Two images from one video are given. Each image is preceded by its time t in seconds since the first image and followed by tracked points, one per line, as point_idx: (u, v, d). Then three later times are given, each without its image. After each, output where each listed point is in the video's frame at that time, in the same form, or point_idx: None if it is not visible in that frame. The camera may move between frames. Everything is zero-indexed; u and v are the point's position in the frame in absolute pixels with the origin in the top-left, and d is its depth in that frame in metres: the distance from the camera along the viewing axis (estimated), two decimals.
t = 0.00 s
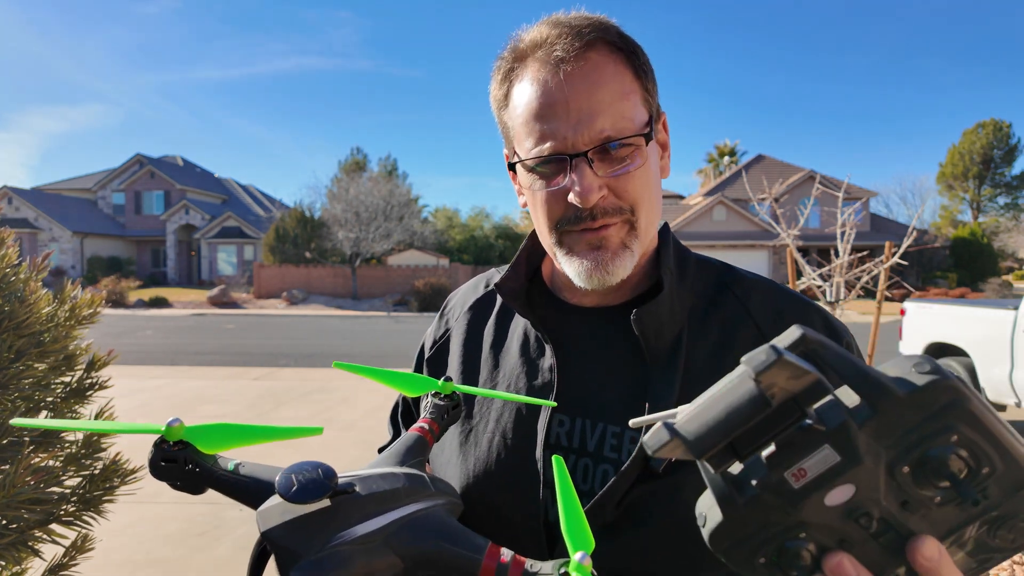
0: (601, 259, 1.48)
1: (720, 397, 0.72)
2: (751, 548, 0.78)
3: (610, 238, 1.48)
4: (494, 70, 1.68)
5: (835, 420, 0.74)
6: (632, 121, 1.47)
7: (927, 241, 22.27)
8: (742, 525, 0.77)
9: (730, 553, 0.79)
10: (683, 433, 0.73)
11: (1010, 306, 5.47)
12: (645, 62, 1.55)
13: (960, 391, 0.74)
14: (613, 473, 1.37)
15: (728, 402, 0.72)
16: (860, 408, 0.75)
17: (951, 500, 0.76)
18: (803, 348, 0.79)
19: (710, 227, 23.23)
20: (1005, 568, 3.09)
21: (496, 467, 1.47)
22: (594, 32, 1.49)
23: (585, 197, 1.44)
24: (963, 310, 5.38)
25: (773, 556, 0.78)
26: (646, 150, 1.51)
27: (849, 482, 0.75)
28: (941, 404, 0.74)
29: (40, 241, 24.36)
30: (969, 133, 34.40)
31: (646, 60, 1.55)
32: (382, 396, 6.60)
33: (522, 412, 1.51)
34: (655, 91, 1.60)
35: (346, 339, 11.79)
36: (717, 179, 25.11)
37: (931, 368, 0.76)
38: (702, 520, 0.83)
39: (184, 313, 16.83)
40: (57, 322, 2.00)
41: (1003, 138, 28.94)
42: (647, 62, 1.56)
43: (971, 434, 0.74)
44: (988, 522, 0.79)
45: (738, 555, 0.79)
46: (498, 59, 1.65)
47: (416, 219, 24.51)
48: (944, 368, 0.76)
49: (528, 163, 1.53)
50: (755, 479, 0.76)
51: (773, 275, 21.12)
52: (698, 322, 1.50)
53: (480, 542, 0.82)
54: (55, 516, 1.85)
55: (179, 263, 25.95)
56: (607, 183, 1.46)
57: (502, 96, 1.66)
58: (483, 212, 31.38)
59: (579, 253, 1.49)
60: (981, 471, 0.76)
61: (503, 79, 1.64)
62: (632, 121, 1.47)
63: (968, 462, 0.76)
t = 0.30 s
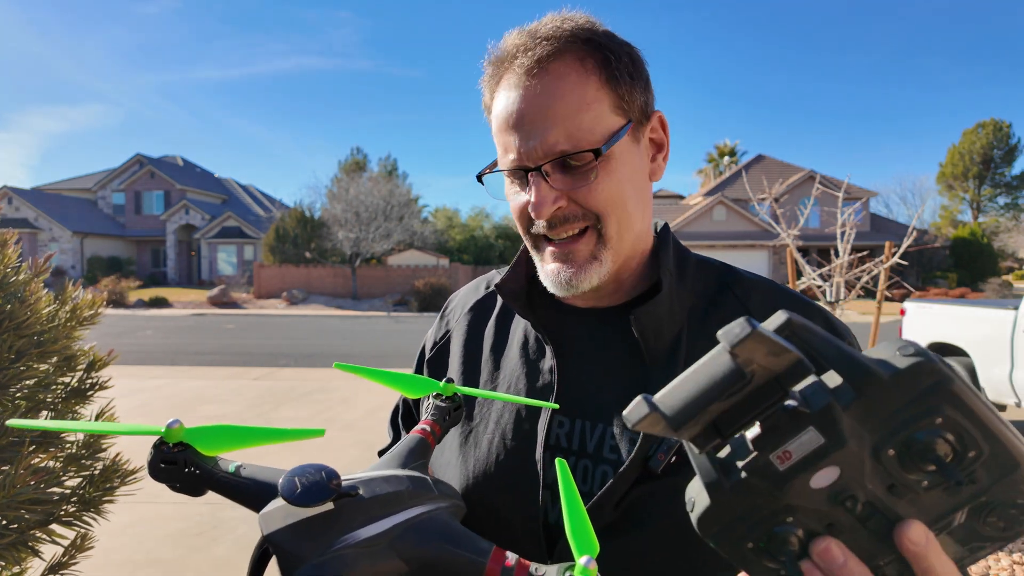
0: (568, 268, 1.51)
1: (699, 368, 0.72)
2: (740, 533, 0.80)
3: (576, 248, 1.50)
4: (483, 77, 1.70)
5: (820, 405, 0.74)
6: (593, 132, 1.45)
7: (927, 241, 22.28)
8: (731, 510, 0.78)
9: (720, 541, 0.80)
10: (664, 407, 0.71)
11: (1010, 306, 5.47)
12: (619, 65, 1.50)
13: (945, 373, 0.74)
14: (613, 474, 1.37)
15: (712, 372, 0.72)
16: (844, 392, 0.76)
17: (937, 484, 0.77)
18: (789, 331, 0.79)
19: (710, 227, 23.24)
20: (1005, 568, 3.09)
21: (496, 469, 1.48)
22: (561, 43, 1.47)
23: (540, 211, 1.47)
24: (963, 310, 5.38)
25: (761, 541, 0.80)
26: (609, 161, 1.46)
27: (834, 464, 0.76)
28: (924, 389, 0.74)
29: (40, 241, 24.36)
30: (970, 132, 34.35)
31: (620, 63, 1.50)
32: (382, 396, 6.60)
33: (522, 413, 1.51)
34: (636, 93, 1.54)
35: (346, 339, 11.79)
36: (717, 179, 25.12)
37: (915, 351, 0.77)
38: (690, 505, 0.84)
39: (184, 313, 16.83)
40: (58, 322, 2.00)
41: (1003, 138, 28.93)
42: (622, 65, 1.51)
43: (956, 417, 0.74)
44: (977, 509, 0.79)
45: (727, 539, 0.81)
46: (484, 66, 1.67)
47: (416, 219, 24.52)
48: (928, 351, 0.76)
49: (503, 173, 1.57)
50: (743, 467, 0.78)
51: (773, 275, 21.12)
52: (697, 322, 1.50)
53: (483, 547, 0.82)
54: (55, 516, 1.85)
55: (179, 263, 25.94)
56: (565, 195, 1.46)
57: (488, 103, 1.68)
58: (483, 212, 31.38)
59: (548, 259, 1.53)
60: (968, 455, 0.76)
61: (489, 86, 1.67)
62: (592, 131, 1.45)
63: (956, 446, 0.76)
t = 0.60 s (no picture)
0: (570, 255, 1.51)
1: (657, 277, 0.77)
2: (710, 453, 0.82)
3: (578, 237, 1.51)
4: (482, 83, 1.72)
5: (777, 327, 0.78)
6: (593, 126, 1.46)
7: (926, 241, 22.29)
8: (703, 429, 0.80)
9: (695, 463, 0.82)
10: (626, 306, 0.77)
11: (1010, 306, 5.47)
12: (614, 66, 1.53)
13: (883, 295, 0.78)
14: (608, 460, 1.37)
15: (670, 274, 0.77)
16: (799, 316, 0.79)
17: (887, 399, 0.80)
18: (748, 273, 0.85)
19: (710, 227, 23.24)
20: (1005, 568, 3.09)
21: (498, 458, 1.49)
22: (560, 43, 1.49)
23: (545, 200, 1.47)
24: (963, 310, 5.38)
25: (731, 460, 0.82)
26: (609, 152, 1.48)
27: (792, 380, 0.78)
28: (868, 310, 0.78)
29: (41, 241, 24.37)
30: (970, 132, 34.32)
31: (615, 65, 1.53)
32: (383, 396, 6.60)
33: (522, 405, 1.52)
34: (630, 94, 1.57)
35: (346, 339, 11.79)
36: (717, 179, 25.12)
37: (857, 279, 0.81)
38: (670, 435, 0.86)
39: (184, 313, 16.83)
40: (59, 323, 2.00)
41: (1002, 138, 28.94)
42: (617, 67, 1.53)
43: (898, 335, 0.78)
44: (930, 426, 0.82)
45: (699, 460, 0.82)
46: (484, 74, 1.68)
47: (416, 219, 24.51)
48: (868, 280, 0.80)
49: (505, 169, 1.57)
50: (712, 388, 0.80)
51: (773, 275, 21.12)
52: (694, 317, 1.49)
53: (495, 470, 0.90)
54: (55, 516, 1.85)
55: (179, 263, 25.93)
56: (568, 183, 1.46)
57: (488, 107, 1.70)
58: (483, 212, 31.39)
59: (550, 248, 1.54)
60: (913, 372, 0.79)
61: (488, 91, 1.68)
62: (593, 125, 1.46)
63: (902, 363, 0.79)
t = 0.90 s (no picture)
0: (586, 248, 1.51)
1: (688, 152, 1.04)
2: (729, 333, 0.98)
3: (595, 231, 1.51)
4: (492, 87, 1.72)
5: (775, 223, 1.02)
6: (610, 125, 1.48)
7: (927, 241, 22.28)
8: (723, 312, 0.98)
9: (715, 344, 0.98)
10: (664, 179, 1.01)
11: (1011, 306, 5.46)
12: (624, 74, 1.56)
13: (857, 198, 1.03)
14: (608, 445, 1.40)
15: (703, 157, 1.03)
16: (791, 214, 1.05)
17: (869, 281, 1.00)
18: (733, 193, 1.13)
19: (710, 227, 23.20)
20: (1005, 568, 3.09)
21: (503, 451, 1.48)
22: (577, 46, 1.51)
23: (566, 192, 1.47)
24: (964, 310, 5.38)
25: (747, 341, 0.98)
26: (624, 150, 1.50)
27: (792, 262, 0.98)
28: (847, 211, 1.03)
29: (40, 241, 24.35)
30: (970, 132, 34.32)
31: (625, 72, 1.57)
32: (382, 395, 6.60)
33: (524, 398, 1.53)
34: (637, 102, 1.61)
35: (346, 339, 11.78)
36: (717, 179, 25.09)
37: (834, 191, 1.06)
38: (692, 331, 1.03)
39: (184, 313, 16.82)
40: (58, 322, 2.00)
41: (1003, 138, 28.89)
42: (626, 75, 1.57)
43: (870, 228, 1.02)
44: (908, 306, 1.02)
45: (720, 341, 0.98)
46: (495, 79, 1.69)
47: (416, 219, 24.50)
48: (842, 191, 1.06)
49: (519, 166, 1.56)
50: (726, 279, 1.00)
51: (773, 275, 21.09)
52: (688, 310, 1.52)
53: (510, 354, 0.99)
54: (55, 516, 1.85)
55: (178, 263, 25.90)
56: (588, 177, 1.47)
57: (499, 111, 1.70)
58: (483, 212, 31.36)
59: (566, 243, 1.54)
60: (887, 258, 1.01)
61: (498, 97, 1.68)
62: (609, 124, 1.48)
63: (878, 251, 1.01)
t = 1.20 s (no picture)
0: (590, 248, 1.50)
1: (689, 151, 1.02)
2: (726, 322, 0.98)
3: (598, 230, 1.51)
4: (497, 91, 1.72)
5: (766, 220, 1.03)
6: (613, 129, 1.49)
7: (926, 241, 22.28)
8: (720, 302, 0.99)
9: (714, 334, 0.98)
10: (667, 178, 1.01)
11: (1011, 306, 5.46)
12: (626, 81, 1.58)
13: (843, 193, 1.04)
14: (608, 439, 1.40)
15: (702, 157, 1.02)
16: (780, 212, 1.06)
17: (858, 270, 1.01)
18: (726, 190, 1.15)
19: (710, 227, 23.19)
20: (1005, 568, 3.09)
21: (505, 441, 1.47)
22: (583, 53, 1.52)
23: (571, 192, 1.47)
24: (965, 309, 5.37)
25: (743, 330, 0.98)
26: (625, 153, 1.51)
27: (785, 254, 0.99)
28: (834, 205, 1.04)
29: (40, 241, 24.35)
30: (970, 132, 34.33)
31: (627, 80, 1.58)
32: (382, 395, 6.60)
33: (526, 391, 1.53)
34: (637, 109, 1.62)
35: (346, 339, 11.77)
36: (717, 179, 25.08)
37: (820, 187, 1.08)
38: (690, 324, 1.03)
39: (184, 313, 16.82)
40: (57, 322, 2.00)
41: (1003, 138, 28.87)
42: (628, 83, 1.58)
43: (857, 220, 1.03)
44: (894, 294, 1.03)
45: (719, 330, 0.98)
46: (501, 83, 1.69)
47: (416, 219, 24.49)
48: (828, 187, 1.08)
49: (525, 167, 1.56)
50: (722, 272, 1.00)
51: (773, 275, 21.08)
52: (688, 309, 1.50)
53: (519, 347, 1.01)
54: (55, 516, 1.85)
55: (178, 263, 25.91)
56: (592, 179, 1.47)
57: (505, 114, 1.69)
58: (483, 212, 31.35)
59: (569, 242, 1.53)
60: (874, 248, 1.02)
61: (504, 101, 1.68)
62: (612, 128, 1.49)
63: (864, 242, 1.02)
